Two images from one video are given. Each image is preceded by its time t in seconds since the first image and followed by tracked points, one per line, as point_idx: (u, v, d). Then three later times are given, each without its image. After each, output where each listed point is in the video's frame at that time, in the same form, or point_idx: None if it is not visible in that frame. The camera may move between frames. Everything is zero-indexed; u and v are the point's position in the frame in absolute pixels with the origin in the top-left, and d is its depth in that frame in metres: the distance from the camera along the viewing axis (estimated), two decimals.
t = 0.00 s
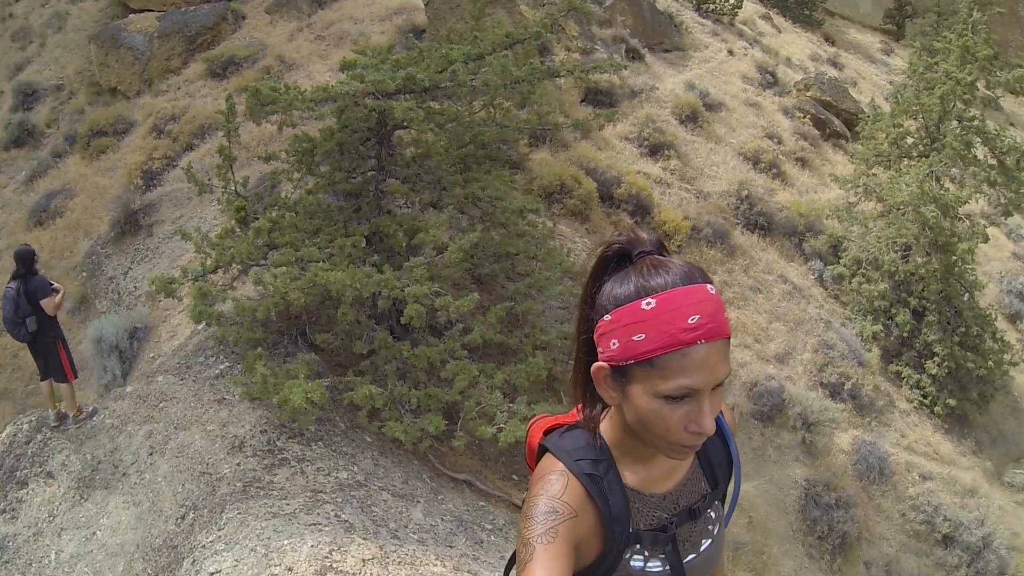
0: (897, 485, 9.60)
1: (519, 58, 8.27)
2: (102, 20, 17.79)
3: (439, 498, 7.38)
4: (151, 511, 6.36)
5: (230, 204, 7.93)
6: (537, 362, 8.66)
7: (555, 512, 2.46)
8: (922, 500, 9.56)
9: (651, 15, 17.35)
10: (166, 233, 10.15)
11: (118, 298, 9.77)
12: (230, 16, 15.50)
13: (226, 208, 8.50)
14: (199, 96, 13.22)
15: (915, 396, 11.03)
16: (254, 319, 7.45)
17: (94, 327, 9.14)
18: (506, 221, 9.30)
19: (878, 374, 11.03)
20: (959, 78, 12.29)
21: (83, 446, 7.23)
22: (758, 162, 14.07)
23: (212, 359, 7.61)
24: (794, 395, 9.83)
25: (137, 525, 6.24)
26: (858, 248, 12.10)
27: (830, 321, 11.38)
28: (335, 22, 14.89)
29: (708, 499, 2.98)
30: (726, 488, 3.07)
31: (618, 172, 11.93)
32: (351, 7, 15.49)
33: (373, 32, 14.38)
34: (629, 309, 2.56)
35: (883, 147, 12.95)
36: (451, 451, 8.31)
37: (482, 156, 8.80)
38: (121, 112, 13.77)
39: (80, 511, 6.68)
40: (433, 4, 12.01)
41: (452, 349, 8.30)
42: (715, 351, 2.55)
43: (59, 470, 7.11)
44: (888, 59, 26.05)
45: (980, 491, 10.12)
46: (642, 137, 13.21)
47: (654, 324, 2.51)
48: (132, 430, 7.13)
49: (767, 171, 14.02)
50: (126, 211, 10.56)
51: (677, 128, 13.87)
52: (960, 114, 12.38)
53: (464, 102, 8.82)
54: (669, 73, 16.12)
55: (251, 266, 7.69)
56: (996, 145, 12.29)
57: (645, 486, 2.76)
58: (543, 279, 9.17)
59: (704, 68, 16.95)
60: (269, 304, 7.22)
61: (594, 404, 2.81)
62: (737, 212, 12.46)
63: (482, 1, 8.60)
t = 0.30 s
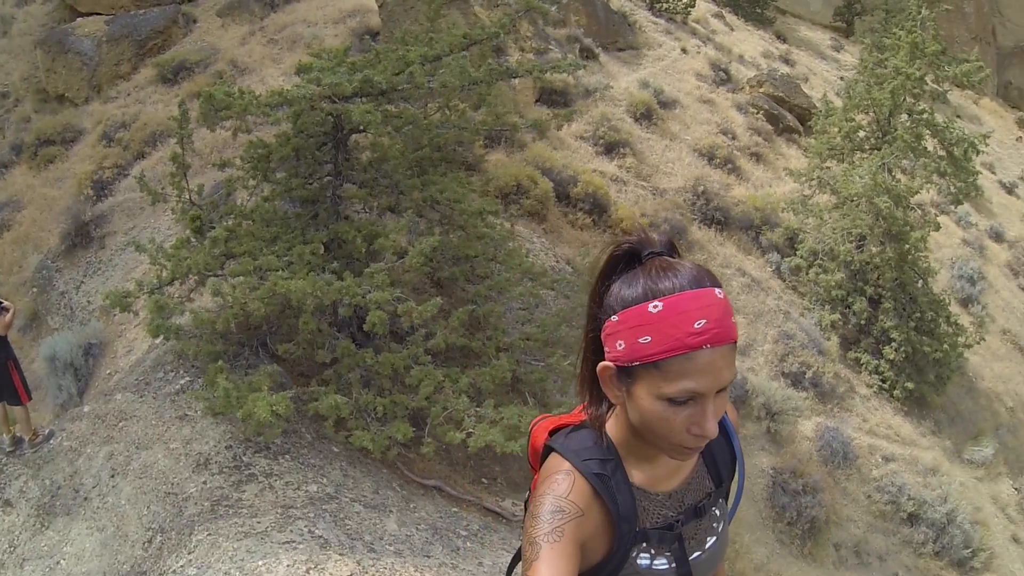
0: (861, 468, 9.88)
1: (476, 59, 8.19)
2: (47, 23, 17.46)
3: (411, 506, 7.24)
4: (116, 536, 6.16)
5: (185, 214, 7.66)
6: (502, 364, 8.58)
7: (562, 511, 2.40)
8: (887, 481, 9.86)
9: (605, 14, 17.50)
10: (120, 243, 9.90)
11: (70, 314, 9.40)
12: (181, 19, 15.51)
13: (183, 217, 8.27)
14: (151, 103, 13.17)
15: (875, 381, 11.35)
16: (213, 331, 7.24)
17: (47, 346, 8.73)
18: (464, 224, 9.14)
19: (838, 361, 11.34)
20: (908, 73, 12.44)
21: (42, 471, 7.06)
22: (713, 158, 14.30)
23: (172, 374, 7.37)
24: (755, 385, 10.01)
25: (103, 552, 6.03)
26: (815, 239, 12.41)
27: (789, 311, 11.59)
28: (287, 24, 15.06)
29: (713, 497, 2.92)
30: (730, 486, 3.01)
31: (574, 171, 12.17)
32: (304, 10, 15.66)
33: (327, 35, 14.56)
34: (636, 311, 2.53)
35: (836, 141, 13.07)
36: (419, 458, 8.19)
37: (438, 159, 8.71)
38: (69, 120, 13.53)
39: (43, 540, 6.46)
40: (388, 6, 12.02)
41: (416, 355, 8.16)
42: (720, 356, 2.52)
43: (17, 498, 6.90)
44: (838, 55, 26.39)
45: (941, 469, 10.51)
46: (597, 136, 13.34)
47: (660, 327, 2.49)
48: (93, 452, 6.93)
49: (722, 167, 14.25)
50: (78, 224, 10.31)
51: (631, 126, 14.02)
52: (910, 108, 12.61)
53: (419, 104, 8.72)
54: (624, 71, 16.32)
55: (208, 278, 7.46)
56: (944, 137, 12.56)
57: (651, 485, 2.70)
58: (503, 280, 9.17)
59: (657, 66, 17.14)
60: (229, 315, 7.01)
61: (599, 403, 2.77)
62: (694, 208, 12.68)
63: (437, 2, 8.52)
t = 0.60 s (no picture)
0: (827, 451, 10.15)
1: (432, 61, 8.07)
2: None
3: (386, 516, 7.08)
4: (82, 566, 5.88)
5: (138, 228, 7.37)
6: (468, 367, 8.49)
7: (565, 507, 2.34)
8: (853, 462, 10.16)
9: (557, 14, 17.54)
10: (72, 259, 9.58)
11: (23, 338, 8.82)
12: (128, 25, 15.59)
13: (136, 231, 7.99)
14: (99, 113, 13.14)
15: (837, 365, 11.66)
16: (173, 347, 7.03)
17: None
18: (422, 228, 8.96)
19: (799, 348, 11.59)
20: (857, 66, 12.69)
21: None
22: (667, 153, 14.48)
23: (133, 395, 7.10)
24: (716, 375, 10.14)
25: None
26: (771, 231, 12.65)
27: (749, 302, 11.77)
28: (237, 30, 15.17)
29: (714, 490, 2.89)
30: (730, 480, 2.98)
31: (529, 171, 12.29)
32: (254, 14, 15.83)
33: (278, 40, 14.67)
34: (633, 308, 2.49)
35: (789, 133, 13.21)
36: (390, 466, 8.06)
37: (393, 163, 8.56)
38: (15, 133, 13.28)
39: None
40: (339, 10, 11.99)
41: (381, 363, 7.95)
42: (717, 352, 2.48)
43: None
44: (789, 50, 26.81)
45: (905, 446, 10.89)
46: (551, 135, 13.41)
47: (658, 324, 2.45)
48: (53, 480, 6.63)
49: (677, 162, 14.43)
50: (27, 241, 9.94)
51: (585, 125, 14.12)
52: (859, 101, 12.85)
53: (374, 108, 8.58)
54: (576, 70, 16.43)
55: (165, 292, 7.18)
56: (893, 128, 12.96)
57: (654, 479, 2.65)
58: (465, 284, 9.10)
59: (611, 64, 17.31)
60: (189, 331, 6.74)
61: (599, 399, 2.72)
62: (650, 203, 12.89)
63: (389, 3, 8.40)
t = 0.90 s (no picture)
0: (797, 436, 10.40)
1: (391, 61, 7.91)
2: None
3: (365, 525, 6.96)
4: None
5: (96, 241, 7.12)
6: (438, 370, 8.33)
7: (555, 510, 2.32)
8: (822, 446, 10.42)
9: (514, 12, 17.49)
10: (28, 277, 9.24)
11: None
12: (79, 32, 15.33)
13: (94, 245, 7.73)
14: (50, 123, 12.68)
15: (802, 352, 11.92)
16: (139, 363, 6.82)
17: None
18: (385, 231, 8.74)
19: (765, 337, 11.80)
20: (813, 58, 11.88)
21: None
22: (627, 149, 14.60)
23: (99, 415, 6.88)
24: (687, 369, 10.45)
25: None
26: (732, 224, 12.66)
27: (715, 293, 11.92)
28: (192, 35, 15.01)
29: (704, 488, 2.91)
30: (719, 476, 3.01)
31: (489, 171, 12.25)
32: (207, 19, 15.70)
33: (233, 44, 14.43)
34: (619, 308, 2.49)
35: (746, 125, 12.52)
36: (365, 474, 7.94)
37: (354, 166, 8.39)
38: None
39: None
40: (295, 12, 11.83)
41: (350, 369, 7.78)
42: (704, 349, 2.48)
43: None
44: (743, 44, 27.16)
45: (872, 429, 11.26)
46: (510, 134, 13.41)
47: (643, 323, 2.45)
48: (20, 507, 6.38)
49: (637, 157, 14.55)
50: None
51: (545, 122, 14.13)
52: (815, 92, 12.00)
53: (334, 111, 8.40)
54: (534, 68, 16.43)
55: (127, 307, 6.94)
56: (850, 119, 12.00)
57: (643, 480, 2.65)
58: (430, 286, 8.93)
59: (568, 62, 17.39)
60: (154, 346, 6.50)
61: (586, 400, 2.73)
62: (611, 198, 13.11)
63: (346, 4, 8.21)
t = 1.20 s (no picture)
0: (761, 426, 10.64)
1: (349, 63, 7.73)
2: None
3: (341, 533, 6.79)
4: None
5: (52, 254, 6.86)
6: (405, 373, 8.17)
7: (557, 513, 2.35)
8: (786, 435, 10.67)
9: (468, 13, 17.53)
10: None
11: None
12: (27, 36, 15.76)
13: (48, 257, 7.44)
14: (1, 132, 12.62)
15: (762, 344, 12.19)
16: (99, 377, 6.59)
17: None
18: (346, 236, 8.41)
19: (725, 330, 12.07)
20: (768, 55, 11.73)
21: None
22: (583, 147, 14.68)
23: (60, 434, 6.66)
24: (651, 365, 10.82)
25: None
26: (688, 219, 12.41)
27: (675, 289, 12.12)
28: (144, 37, 15.25)
29: (705, 489, 2.94)
30: (720, 477, 3.03)
31: (446, 172, 12.21)
32: (160, 21, 15.95)
33: (185, 47, 14.63)
34: (620, 310, 2.54)
35: (702, 122, 12.33)
36: (335, 481, 7.79)
37: (312, 171, 8.17)
38: None
39: None
40: (250, 14, 11.64)
41: (316, 376, 7.59)
42: (705, 351, 2.52)
43: None
44: (697, 42, 27.57)
45: (834, 416, 11.61)
46: (467, 135, 13.42)
47: (644, 325, 2.49)
48: None
49: (593, 155, 14.66)
50: None
51: (500, 122, 14.16)
52: (770, 88, 11.85)
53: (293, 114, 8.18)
54: (489, 68, 16.45)
55: (84, 320, 6.68)
56: (804, 115, 11.91)
57: (646, 482, 2.68)
58: (392, 289, 8.75)
59: (522, 62, 17.40)
60: (115, 359, 6.25)
61: (588, 403, 2.76)
62: (567, 197, 13.24)
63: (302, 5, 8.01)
